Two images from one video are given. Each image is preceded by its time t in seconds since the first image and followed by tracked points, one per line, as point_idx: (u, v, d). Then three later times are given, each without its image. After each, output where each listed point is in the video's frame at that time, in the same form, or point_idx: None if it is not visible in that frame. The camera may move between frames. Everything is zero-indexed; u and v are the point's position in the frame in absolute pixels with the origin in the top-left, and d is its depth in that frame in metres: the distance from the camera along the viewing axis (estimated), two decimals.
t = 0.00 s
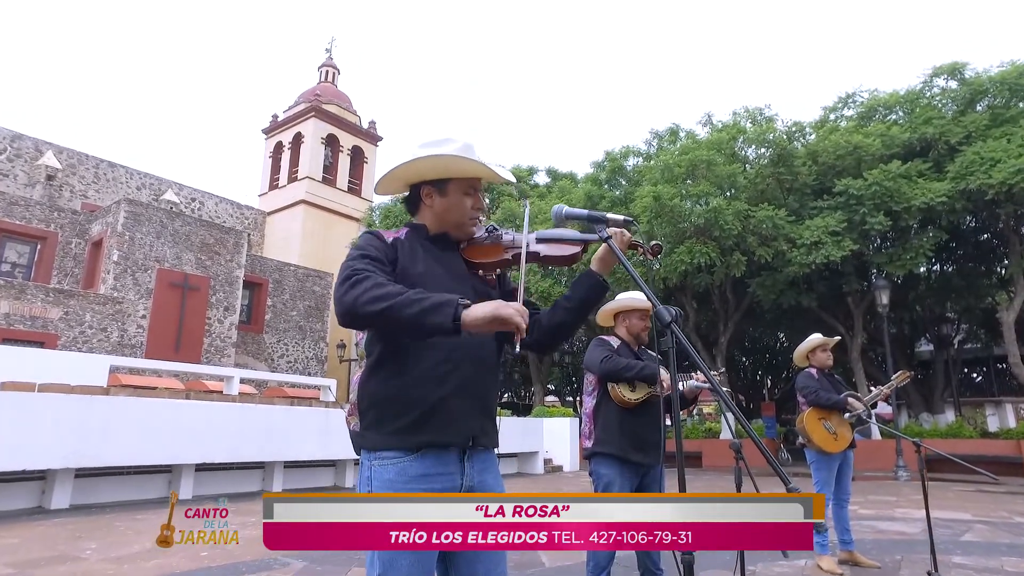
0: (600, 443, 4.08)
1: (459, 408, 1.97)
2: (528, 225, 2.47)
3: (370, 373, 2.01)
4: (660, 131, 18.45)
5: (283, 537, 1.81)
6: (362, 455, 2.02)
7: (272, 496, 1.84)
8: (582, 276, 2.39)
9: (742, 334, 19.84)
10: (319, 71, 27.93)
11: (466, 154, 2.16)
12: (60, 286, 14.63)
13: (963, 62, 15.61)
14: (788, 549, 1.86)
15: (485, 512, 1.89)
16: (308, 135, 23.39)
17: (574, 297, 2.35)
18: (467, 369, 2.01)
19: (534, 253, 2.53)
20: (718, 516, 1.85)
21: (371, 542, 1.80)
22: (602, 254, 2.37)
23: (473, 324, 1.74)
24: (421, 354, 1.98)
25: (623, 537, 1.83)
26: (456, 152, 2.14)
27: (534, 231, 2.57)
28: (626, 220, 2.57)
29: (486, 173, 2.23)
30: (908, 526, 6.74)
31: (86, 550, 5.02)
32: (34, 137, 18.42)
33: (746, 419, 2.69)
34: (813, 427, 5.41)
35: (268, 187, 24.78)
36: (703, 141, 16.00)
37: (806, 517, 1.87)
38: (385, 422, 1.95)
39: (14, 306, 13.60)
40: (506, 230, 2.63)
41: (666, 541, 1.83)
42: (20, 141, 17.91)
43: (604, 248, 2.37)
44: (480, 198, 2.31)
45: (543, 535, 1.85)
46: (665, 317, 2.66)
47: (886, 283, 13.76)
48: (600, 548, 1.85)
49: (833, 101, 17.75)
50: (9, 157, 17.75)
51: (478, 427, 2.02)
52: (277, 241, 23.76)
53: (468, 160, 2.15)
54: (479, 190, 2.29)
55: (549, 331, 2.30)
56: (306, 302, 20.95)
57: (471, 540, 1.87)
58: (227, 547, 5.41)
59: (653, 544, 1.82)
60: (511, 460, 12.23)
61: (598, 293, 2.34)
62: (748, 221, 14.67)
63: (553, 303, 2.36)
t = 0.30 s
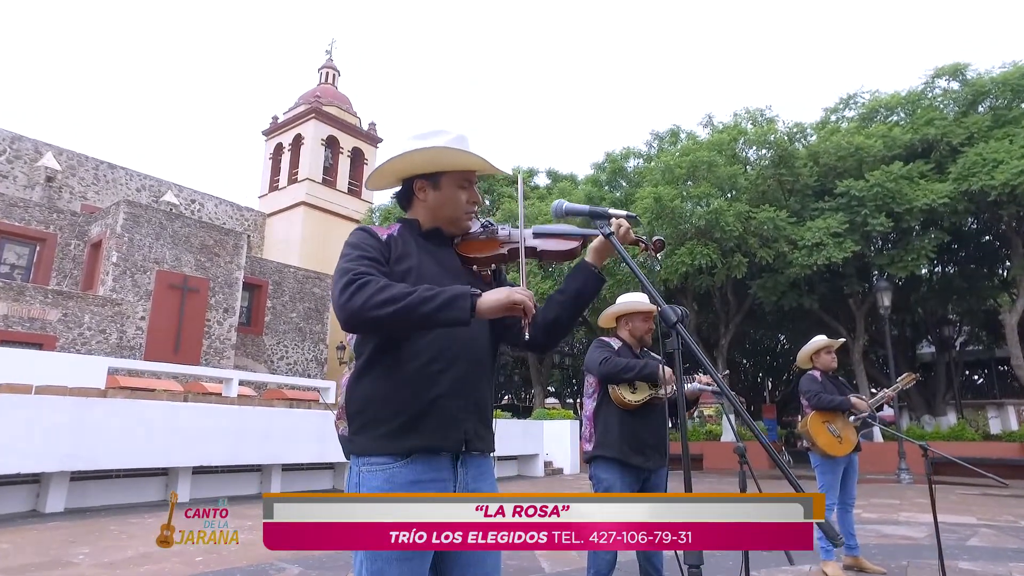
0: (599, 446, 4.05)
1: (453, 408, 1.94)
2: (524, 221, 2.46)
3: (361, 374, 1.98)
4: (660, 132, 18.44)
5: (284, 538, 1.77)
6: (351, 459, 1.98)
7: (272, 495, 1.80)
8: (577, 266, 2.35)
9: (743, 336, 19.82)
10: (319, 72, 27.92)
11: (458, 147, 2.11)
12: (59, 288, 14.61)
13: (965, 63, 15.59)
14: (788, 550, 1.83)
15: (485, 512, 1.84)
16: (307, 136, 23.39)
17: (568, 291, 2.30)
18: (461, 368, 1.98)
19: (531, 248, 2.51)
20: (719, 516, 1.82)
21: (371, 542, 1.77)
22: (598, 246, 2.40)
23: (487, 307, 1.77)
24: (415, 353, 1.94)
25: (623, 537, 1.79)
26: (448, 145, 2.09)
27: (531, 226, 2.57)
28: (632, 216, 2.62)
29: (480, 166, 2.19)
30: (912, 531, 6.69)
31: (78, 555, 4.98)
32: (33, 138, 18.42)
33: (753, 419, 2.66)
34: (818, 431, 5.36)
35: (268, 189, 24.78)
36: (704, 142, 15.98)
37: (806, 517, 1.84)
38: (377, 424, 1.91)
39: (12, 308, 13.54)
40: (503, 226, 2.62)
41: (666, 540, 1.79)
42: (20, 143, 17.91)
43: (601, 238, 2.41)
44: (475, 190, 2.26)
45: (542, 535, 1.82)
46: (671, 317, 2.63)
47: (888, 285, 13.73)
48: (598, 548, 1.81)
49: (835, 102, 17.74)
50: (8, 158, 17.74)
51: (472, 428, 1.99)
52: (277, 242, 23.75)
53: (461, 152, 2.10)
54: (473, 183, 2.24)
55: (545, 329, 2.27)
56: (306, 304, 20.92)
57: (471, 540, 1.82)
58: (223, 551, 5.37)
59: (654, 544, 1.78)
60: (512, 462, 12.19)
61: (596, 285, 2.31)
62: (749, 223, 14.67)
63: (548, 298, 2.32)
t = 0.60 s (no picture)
0: (601, 449, 4.02)
1: (449, 411, 1.90)
2: (522, 215, 2.43)
3: (353, 376, 1.94)
4: (660, 133, 18.42)
5: (284, 538, 1.73)
6: (344, 465, 1.95)
7: (272, 495, 1.76)
8: (583, 266, 2.33)
9: (743, 338, 19.80)
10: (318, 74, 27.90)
11: (457, 136, 2.08)
12: (58, 289, 14.57)
13: (966, 64, 15.59)
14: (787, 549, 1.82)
15: (485, 512, 1.80)
16: (307, 138, 23.38)
17: (572, 290, 2.28)
18: (457, 371, 1.94)
19: (530, 243, 2.47)
20: (718, 515, 1.78)
21: (371, 542, 1.74)
22: (602, 246, 2.37)
23: (479, 324, 1.71)
24: (408, 355, 1.91)
25: (623, 537, 1.76)
26: (447, 135, 2.07)
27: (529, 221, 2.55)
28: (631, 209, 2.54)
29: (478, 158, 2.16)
30: (917, 535, 6.65)
31: (69, 561, 4.93)
32: (32, 139, 18.39)
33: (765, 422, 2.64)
34: (822, 434, 5.34)
35: (268, 190, 24.77)
36: (704, 143, 15.94)
37: (806, 517, 1.82)
38: (370, 429, 1.88)
39: (10, 309, 13.50)
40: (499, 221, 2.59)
41: (666, 541, 1.77)
42: (18, 144, 17.88)
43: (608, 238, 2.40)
44: (472, 183, 2.23)
45: (542, 535, 1.79)
46: (681, 317, 2.62)
47: (889, 286, 13.70)
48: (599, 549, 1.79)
49: (836, 103, 17.73)
50: (7, 159, 17.72)
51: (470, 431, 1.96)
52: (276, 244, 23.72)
53: (459, 143, 2.07)
54: (470, 176, 2.22)
55: (548, 330, 2.24)
56: (305, 305, 20.89)
57: (470, 540, 1.79)
58: (218, 556, 5.33)
59: (653, 544, 1.75)
60: (511, 465, 12.15)
61: (602, 284, 2.30)
62: (750, 224, 14.67)
63: (551, 299, 2.29)
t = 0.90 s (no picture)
0: (601, 453, 3.99)
1: (448, 411, 1.88)
2: (519, 214, 2.45)
3: (349, 375, 1.91)
4: (659, 135, 18.45)
5: (284, 538, 1.73)
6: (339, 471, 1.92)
7: (272, 495, 1.77)
8: (583, 263, 2.28)
9: (742, 340, 19.81)
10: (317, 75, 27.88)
11: (455, 131, 2.06)
12: (53, 290, 14.50)
13: (964, 67, 15.63)
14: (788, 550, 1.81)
15: (485, 512, 1.79)
16: (305, 139, 23.36)
17: (572, 290, 2.25)
18: (453, 368, 1.91)
19: (528, 241, 2.49)
20: (719, 515, 1.77)
21: (371, 541, 1.72)
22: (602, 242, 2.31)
23: (476, 296, 1.70)
24: (403, 351, 1.89)
25: (623, 537, 1.75)
26: (446, 129, 2.04)
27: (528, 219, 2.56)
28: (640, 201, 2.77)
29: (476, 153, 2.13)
30: (918, 538, 6.63)
31: (61, 565, 4.88)
32: (28, 140, 18.33)
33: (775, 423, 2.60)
34: (826, 436, 5.32)
35: (265, 191, 24.73)
36: (703, 144, 15.93)
37: (806, 517, 1.83)
38: (366, 428, 1.85)
39: (4, 310, 13.43)
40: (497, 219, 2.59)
41: (666, 541, 1.74)
42: (14, 144, 17.82)
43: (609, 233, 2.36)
44: (469, 179, 2.21)
45: (542, 535, 1.78)
46: (688, 315, 2.56)
47: (887, 288, 13.72)
48: (599, 549, 1.78)
49: (834, 105, 17.77)
50: (3, 160, 17.67)
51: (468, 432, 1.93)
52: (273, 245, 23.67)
53: (458, 137, 2.05)
54: (467, 173, 2.19)
55: (547, 331, 2.20)
56: (302, 307, 20.83)
57: (471, 540, 1.77)
58: (212, 560, 5.29)
59: (653, 544, 1.74)
60: (509, 467, 12.12)
61: (602, 284, 2.25)
62: (749, 226, 14.67)
63: (551, 298, 2.26)
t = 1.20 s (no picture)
0: (599, 458, 3.97)
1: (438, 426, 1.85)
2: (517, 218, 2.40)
3: (330, 388, 1.87)
4: (656, 138, 18.46)
5: (283, 538, 1.67)
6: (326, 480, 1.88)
7: (272, 495, 1.71)
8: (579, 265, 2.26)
9: (739, 344, 19.83)
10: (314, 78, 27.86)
11: (455, 130, 2.07)
12: (47, 293, 14.42)
13: (961, 70, 15.68)
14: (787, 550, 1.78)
15: (485, 512, 1.75)
16: (301, 141, 23.33)
17: (567, 292, 2.23)
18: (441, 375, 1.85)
19: (526, 245, 2.42)
20: (719, 516, 1.74)
21: (370, 542, 1.69)
22: (600, 249, 2.33)
23: (451, 399, 1.65)
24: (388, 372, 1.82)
25: (623, 537, 1.72)
26: (445, 126, 2.05)
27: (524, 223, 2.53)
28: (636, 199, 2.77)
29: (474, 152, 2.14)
30: (918, 543, 6.61)
31: (49, 572, 4.83)
32: (23, 141, 18.26)
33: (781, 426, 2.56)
34: (827, 441, 5.32)
35: (262, 194, 24.69)
36: (700, 147, 15.93)
37: (805, 517, 1.81)
38: (348, 441, 1.81)
39: None
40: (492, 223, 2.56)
41: (667, 541, 1.71)
42: (9, 145, 17.75)
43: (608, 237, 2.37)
44: (465, 180, 2.22)
45: (542, 535, 1.74)
46: (693, 318, 2.53)
47: (885, 291, 13.73)
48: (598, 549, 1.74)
49: (831, 108, 17.81)
50: None
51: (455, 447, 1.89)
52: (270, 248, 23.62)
53: (458, 135, 2.06)
54: (464, 174, 2.20)
55: (540, 334, 2.19)
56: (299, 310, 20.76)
57: (470, 540, 1.73)
58: (204, 567, 5.24)
59: (653, 544, 1.70)
60: (505, 471, 12.08)
61: (598, 284, 2.23)
62: (746, 228, 14.66)
63: (545, 301, 2.24)
